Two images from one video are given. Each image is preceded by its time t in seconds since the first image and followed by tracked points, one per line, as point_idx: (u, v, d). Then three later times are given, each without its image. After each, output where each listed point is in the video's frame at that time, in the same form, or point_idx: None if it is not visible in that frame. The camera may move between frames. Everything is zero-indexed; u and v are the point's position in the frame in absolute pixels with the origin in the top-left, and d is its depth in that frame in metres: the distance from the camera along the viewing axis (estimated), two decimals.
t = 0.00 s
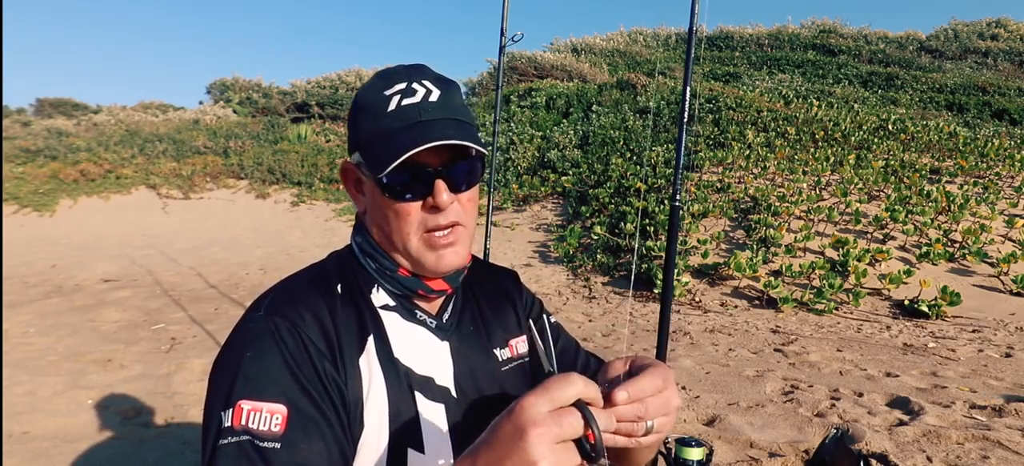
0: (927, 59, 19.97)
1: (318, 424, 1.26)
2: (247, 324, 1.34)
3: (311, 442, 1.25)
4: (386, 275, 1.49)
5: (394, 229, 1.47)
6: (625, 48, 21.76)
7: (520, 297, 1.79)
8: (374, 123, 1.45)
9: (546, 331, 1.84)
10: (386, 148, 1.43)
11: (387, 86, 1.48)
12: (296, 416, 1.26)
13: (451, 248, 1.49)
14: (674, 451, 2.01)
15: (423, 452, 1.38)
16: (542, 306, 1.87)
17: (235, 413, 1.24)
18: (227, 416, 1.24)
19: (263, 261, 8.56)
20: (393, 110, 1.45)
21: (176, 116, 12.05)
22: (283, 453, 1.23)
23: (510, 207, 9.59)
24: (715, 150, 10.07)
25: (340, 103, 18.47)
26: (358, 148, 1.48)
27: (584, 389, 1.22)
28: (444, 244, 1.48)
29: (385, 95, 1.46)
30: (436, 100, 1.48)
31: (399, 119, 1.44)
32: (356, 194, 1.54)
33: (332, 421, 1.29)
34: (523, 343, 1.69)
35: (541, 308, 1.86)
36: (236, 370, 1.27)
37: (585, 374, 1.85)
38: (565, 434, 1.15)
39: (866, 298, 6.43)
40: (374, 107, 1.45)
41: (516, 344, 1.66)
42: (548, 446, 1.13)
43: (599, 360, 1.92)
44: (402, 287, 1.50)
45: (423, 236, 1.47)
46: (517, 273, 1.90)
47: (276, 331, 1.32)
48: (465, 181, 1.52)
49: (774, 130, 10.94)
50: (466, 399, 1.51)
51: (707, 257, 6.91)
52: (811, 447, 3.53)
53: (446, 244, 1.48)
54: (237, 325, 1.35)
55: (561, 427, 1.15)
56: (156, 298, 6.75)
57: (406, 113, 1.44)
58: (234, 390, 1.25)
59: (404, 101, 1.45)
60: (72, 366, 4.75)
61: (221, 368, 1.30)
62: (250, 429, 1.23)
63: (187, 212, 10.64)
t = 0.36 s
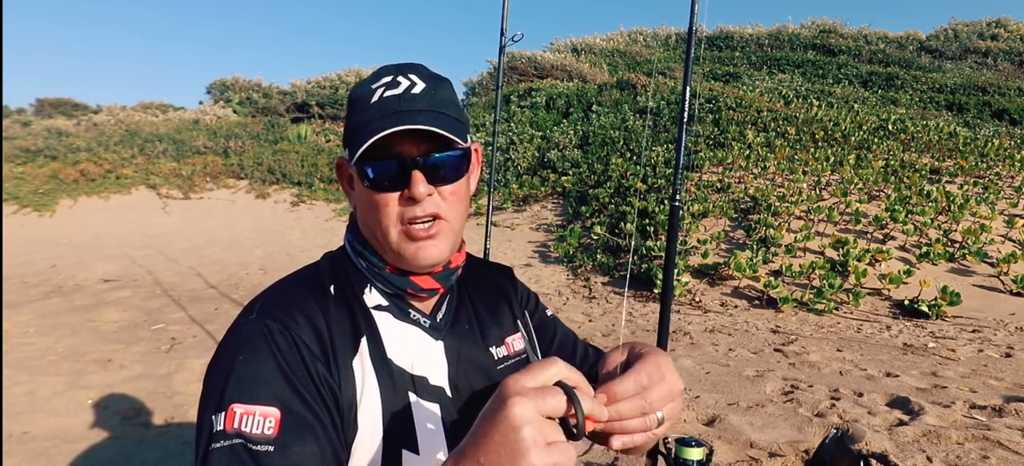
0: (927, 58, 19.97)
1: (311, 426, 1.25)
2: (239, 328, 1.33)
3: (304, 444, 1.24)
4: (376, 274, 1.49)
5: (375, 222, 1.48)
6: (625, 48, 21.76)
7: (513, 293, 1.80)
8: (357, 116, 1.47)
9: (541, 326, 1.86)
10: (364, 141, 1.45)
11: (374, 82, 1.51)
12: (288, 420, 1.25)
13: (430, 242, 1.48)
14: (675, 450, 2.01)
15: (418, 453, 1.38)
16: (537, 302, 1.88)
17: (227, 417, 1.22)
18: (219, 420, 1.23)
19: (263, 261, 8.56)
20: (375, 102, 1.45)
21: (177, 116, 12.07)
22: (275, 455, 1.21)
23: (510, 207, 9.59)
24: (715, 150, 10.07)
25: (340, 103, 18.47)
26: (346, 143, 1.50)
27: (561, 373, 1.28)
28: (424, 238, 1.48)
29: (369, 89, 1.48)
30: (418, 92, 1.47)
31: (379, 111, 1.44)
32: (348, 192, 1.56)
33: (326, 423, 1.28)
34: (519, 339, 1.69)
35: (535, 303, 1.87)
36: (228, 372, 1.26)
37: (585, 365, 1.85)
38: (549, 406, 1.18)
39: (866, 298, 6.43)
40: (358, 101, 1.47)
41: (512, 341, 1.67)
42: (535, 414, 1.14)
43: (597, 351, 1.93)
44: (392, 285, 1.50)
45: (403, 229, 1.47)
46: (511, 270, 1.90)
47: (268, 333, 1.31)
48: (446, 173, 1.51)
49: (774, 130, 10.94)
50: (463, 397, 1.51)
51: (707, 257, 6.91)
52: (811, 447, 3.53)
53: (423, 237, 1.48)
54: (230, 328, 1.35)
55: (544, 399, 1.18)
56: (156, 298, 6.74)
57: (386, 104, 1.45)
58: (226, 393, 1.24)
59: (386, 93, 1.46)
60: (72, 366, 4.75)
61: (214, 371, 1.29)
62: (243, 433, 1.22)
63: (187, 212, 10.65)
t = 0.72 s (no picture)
0: (927, 59, 19.97)
1: (305, 431, 1.26)
2: (231, 332, 1.32)
3: (297, 449, 1.24)
4: (375, 279, 1.49)
5: (398, 233, 1.46)
6: (625, 48, 21.77)
7: (506, 292, 1.80)
8: (393, 123, 1.42)
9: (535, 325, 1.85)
10: (405, 153, 1.41)
11: (411, 87, 1.43)
12: (282, 425, 1.25)
13: (451, 258, 1.51)
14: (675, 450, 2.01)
15: (412, 456, 1.39)
16: (530, 300, 1.88)
17: (219, 423, 1.23)
18: (212, 426, 1.23)
19: (263, 261, 8.56)
20: (416, 114, 1.43)
21: (177, 116, 12.09)
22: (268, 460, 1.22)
23: (510, 208, 9.59)
24: (715, 150, 10.07)
25: (339, 103, 18.47)
26: (370, 144, 1.43)
27: (576, 393, 1.23)
28: (446, 253, 1.49)
29: (406, 96, 1.43)
30: (457, 109, 1.49)
31: (421, 125, 1.43)
32: (351, 191, 1.50)
33: (319, 427, 1.29)
34: (511, 340, 1.70)
35: (530, 303, 1.87)
36: (219, 379, 1.26)
37: (578, 364, 1.86)
38: (555, 432, 1.14)
39: (866, 298, 6.43)
40: (395, 105, 1.42)
41: (504, 342, 1.68)
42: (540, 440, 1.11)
43: (591, 351, 1.93)
44: (391, 292, 1.49)
45: (427, 243, 1.47)
46: (502, 269, 1.89)
47: (261, 338, 1.31)
48: (470, 189, 1.53)
49: (774, 130, 10.94)
50: (457, 399, 1.52)
51: (707, 257, 6.91)
52: (811, 447, 3.53)
53: (447, 253, 1.49)
54: (222, 332, 1.34)
55: (552, 425, 1.13)
56: (157, 298, 6.74)
57: (430, 119, 1.44)
58: (218, 398, 1.24)
59: (428, 106, 1.44)
60: (72, 366, 4.76)
61: (205, 377, 1.28)
62: (235, 438, 1.22)
63: (187, 212, 10.65)
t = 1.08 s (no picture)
0: (927, 59, 19.96)
1: (309, 433, 1.26)
2: (235, 332, 1.33)
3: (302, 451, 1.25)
4: (380, 279, 1.48)
5: (406, 235, 1.46)
6: (625, 48, 21.76)
7: (509, 293, 1.81)
8: (403, 125, 1.42)
9: (536, 327, 1.85)
10: (416, 156, 1.42)
11: (421, 91, 1.44)
12: (286, 425, 1.26)
13: (457, 261, 1.51)
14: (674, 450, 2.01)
15: (417, 454, 1.40)
16: (533, 301, 1.89)
17: (224, 423, 1.24)
18: (217, 426, 1.24)
19: (263, 261, 8.56)
20: (426, 117, 1.43)
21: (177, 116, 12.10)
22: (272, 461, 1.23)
23: (510, 207, 9.59)
24: (715, 150, 10.07)
25: (340, 103, 18.46)
26: (379, 146, 1.43)
27: (585, 426, 1.19)
28: (453, 256, 1.50)
29: (417, 99, 1.43)
30: (467, 113, 1.50)
31: (432, 128, 1.44)
32: (358, 192, 1.50)
33: (324, 428, 1.29)
34: (514, 339, 1.71)
35: (533, 304, 1.88)
36: (224, 379, 1.26)
37: (579, 369, 1.87)
38: None
39: (866, 298, 6.43)
40: (405, 108, 1.42)
41: (507, 341, 1.69)
42: None
43: (591, 355, 1.94)
44: (395, 292, 1.48)
45: (435, 247, 1.47)
46: (504, 269, 1.90)
47: (265, 338, 1.31)
48: (479, 193, 1.53)
49: (774, 130, 10.94)
50: (460, 398, 1.53)
51: (707, 257, 6.91)
52: (811, 447, 3.53)
53: (454, 256, 1.50)
54: (226, 331, 1.35)
55: None
56: (157, 298, 6.74)
57: (440, 123, 1.45)
58: (222, 399, 1.25)
59: (439, 110, 1.45)
60: (72, 366, 4.76)
61: (210, 377, 1.29)
62: (239, 439, 1.23)
63: (187, 212, 10.66)
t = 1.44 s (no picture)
0: (927, 58, 19.96)
1: (312, 432, 1.26)
2: (237, 331, 1.32)
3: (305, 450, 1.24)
4: (385, 280, 1.48)
5: (415, 235, 1.46)
6: (625, 48, 21.77)
7: (512, 292, 1.82)
8: (414, 125, 1.42)
9: (539, 326, 1.86)
10: (426, 156, 1.41)
11: (431, 91, 1.45)
12: (289, 425, 1.26)
13: (463, 262, 1.51)
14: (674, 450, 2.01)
15: (421, 454, 1.40)
16: (536, 300, 1.90)
17: (227, 423, 1.23)
18: (219, 426, 1.24)
19: (263, 261, 8.56)
20: (436, 117, 1.44)
21: (177, 116, 12.12)
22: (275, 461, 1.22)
23: (510, 207, 9.59)
24: (715, 150, 10.07)
25: (340, 103, 18.45)
26: (387, 145, 1.43)
27: (573, 401, 1.24)
28: (459, 256, 1.50)
29: (427, 98, 1.43)
30: (476, 112, 1.50)
31: (442, 127, 1.44)
32: (364, 190, 1.49)
33: (327, 427, 1.29)
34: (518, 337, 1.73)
35: (537, 304, 1.90)
36: (226, 379, 1.26)
37: (582, 368, 1.87)
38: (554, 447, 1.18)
39: (866, 298, 6.43)
40: (416, 107, 1.42)
41: (511, 339, 1.70)
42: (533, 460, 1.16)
43: (595, 355, 1.95)
44: (399, 292, 1.49)
45: (442, 247, 1.48)
46: (508, 268, 1.91)
47: (267, 337, 1.31)
48: (486, 193, 1.53)
49: (774, 130, 10.94)
50: (465, 396, 1.54)
51: (707, 257, 6.91)
52: (811, 447, 3.53)
53: (461, 257, 1.50)
54: (228, 331, 1.34)
55: (547, 444, 1.17)
56: (157, 298, 6.74)
57: (450, 122, 1.45)
58: (225, 399, 1.25)
59: (449, 108, 1.45)
60: (72, 366, 4.76)
61: (212, 377, 1.29)
62: (243, 439, 1.23)
63: (187, 212, 10.66)
